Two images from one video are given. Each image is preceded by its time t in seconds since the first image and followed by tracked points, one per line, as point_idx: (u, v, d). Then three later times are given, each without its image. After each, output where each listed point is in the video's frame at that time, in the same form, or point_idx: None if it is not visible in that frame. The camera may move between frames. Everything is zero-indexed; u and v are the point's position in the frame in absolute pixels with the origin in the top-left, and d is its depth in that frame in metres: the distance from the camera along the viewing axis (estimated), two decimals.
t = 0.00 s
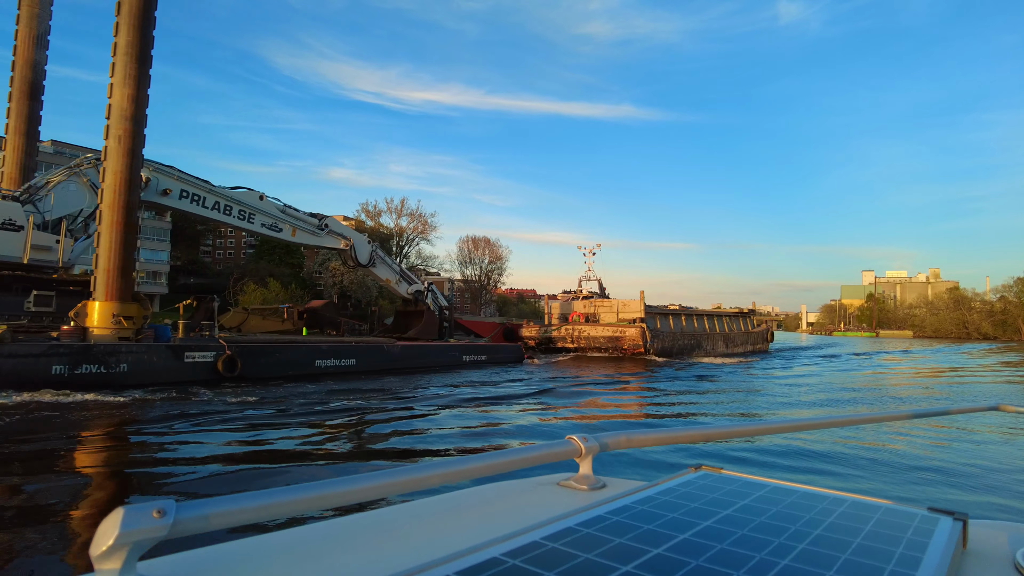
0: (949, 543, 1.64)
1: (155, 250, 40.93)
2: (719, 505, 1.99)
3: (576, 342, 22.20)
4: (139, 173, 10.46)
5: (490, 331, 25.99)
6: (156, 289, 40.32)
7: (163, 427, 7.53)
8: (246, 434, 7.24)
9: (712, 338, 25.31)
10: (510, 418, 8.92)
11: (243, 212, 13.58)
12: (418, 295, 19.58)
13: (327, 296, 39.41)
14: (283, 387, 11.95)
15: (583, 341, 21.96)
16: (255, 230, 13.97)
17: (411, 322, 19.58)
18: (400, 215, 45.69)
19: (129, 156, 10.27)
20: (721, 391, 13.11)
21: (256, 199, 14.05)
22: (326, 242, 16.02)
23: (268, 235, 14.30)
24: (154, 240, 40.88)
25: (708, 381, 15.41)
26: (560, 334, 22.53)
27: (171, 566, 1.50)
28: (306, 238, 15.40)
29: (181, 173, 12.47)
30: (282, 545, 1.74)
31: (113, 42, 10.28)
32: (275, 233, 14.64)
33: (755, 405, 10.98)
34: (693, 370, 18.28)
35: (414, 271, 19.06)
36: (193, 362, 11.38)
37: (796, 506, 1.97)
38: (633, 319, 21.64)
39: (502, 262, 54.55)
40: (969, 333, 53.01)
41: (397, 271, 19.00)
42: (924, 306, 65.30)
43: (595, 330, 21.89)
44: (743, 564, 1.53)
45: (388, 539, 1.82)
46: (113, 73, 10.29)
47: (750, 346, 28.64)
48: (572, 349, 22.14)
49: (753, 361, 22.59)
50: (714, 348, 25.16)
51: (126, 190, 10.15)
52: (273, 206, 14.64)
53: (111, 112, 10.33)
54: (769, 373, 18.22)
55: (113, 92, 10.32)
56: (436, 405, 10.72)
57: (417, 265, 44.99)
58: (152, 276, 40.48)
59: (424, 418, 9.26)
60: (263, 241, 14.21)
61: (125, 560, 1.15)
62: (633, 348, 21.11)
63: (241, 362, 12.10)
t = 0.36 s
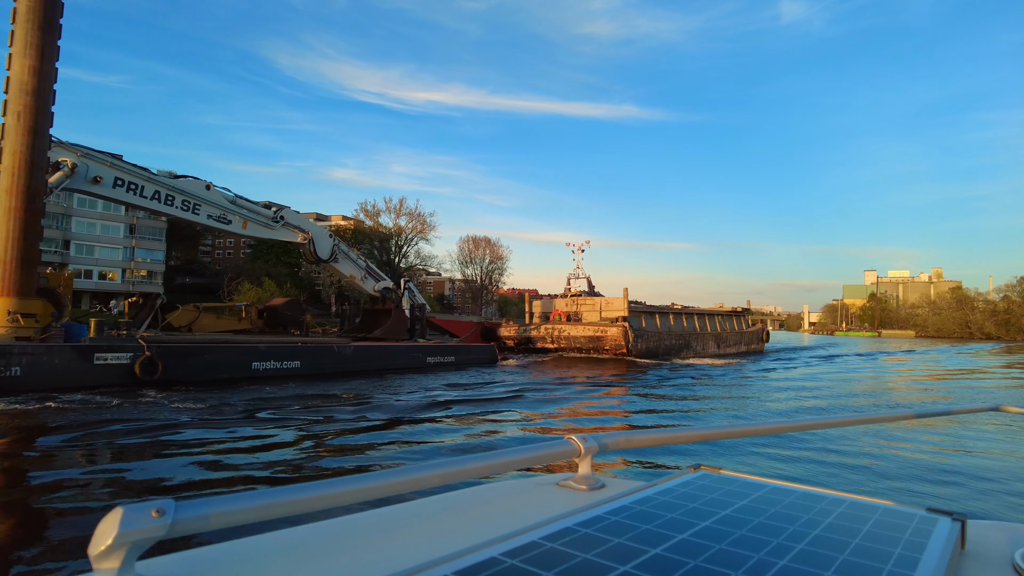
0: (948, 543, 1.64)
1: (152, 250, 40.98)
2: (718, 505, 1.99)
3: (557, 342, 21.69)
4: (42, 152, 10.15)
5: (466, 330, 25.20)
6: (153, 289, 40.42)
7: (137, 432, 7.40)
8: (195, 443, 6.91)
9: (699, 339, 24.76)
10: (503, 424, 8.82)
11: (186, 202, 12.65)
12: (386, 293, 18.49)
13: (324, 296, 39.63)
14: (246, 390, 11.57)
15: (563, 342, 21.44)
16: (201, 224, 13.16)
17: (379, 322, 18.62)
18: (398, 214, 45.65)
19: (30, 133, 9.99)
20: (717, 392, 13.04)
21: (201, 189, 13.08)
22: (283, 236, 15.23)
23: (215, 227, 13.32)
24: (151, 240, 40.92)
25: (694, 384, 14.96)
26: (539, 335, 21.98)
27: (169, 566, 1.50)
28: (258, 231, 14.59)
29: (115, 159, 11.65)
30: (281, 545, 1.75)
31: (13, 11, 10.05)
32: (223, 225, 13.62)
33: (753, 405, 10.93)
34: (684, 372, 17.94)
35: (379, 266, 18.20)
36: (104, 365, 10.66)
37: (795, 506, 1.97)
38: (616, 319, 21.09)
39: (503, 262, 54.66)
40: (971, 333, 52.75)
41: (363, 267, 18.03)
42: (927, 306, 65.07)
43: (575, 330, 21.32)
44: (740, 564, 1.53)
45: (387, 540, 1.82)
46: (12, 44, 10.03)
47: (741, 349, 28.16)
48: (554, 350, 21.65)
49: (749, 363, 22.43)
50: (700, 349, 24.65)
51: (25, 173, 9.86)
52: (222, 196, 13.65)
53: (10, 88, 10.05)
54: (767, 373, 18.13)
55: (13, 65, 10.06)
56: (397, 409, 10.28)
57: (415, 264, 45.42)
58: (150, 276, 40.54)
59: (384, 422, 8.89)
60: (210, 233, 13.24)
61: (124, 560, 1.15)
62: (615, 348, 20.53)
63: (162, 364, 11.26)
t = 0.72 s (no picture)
0: (945, 540, 1.65)
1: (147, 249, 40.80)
2: (717, 503, 1.99)
3: (534, 342, 21.05)
4: None
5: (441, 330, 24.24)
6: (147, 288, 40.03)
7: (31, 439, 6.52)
8: (84, 453, 5.97)
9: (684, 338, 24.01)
10: (499, 418, 8.74)
11: (122, 192, 11.52)
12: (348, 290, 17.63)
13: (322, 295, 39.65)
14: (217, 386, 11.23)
15: (541, 342, 20.78)
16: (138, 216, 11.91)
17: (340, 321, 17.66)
18: (397, 214, 45.69)
19: None
20: (715, 391, 12.98)
21: (140, 179, 11.77)
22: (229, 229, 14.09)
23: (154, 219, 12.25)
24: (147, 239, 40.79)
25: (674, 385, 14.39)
26: (515, 334, 21.30)
27: (169, 564, 1.51)
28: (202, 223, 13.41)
29: (35, 142, 10.12)
30: (280, 544, 1.75)
31: None
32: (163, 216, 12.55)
33: (750, 404, 10.89)
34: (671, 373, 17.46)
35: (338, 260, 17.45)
36: None
37: (794, 503, 1.97)
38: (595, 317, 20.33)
39: (504, 262, 54.82)
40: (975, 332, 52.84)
41: (321, 261, 17.19)
42: (929, 306, 64.88)
43: (553, 330, 20.57)
44: (738, 561, 1.53)
45: (386, 537, 1.82)
46: None
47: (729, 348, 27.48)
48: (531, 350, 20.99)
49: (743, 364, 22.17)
50: (685, 349, 23.93)
51: None
52: (163, 184, 12.56)
53: None
54: (764, 373, 18.02)
55: None
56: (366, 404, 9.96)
57: (414, 264, 45.41)
58: (144, 276, 39.70)
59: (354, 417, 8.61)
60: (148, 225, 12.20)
61: (123, 559, 1.16)
62: (594, 349, 19.81)
63: (62, 368, 9.52)
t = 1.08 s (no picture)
0: (946, 540, 1.64)
1: (140, 249, 40.54)
2: (718, 502, 1.99)
3: (509, 344, 20.11)
4: None
5: (407, 331, 22.85)
6: (140, 288, 39.77)
7: None
8: None
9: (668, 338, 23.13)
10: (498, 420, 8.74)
11: (40, 178, 11.29)
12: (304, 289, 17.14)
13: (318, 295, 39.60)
14: (191, 393, 11.01)
15: (516, 343, 19.87)
16: (62, 204, 11.67)
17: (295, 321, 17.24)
18: (395, 213, 45.66)
19: None
20: (713, 391, 13.00)
21: (63, 166, 11.58)
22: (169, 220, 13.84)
23: (80, 208, 11.98)
24: (139, 239, 40.56)
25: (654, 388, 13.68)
26: (489, 336, 20.39)
27: (169, 565, 1.51)
28: (138, 214, 13.17)
29: None
30: (280, 544, 1.75)
31: None
32: (91, 206, 12.30)
33: (748, 406, 10.88)
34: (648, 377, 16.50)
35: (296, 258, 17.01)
36: None
37: (794, 502, 1.97)
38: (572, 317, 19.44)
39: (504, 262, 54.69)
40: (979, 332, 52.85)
41: (275, 258, 16.64)
42: (931, 306, 64.69)
43: (528, 331, 19.72)
44: (740, 561, 1.53)
45: (385, 537, 1.83)
46: None
47: (717, 350, 26.66)
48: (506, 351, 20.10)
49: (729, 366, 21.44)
50: (670, 352, 23.06)
51: None
52: (90, 173, 12.30)
53: None
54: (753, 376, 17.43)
55: None
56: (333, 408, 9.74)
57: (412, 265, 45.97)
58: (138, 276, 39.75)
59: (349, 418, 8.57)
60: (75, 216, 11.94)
61: (124, 559, 1.16)
62: (570, 351, 18.85)
63: None
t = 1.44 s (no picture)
0: (945, 540, 1.64)
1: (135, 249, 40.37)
2: (717, 502, 1.99)
3: (480, 345, 19.09)
4: None
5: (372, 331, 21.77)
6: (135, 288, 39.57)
7: None
8: None
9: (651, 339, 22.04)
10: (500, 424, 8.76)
11: None
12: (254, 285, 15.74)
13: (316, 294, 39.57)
14: (172, 397, 10.82)
15: (487, 343, 18.84)
16: None
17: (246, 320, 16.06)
18: (394, 213, 45.63)
19: None
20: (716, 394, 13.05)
21: None
22: (101, 211, 13.06)
23: None
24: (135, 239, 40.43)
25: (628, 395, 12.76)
26: (459, 335, 19.37)
27: (168, 564, 1.51)
28: (66, 204, 12.51)
29: None
30: (280, 544, 1.75)
31: None
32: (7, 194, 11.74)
33: (747, 408, 10.92)
34: (622, 381, 15.50)
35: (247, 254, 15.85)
36: None
37: (793, 503, 1.97)
38: (546, 317, 18.31)
39: (506, 262, 54.61)
40: (982, 332, 52.92)
41: (222, 252, 15.54)
42: (936, 306, 64.31)
43: (499, 331, 18.68)
44: (739, 561, 1.53)
45: (385, 536, 1.83)
46: None
47: (702, 353, 25.66)
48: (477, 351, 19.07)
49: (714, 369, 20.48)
50: (653, 354, 22.05)
51: None
52: (8, 160, 11.72)
53: None
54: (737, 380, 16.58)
55: None
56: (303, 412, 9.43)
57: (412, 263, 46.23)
58: (133, 276, 39.74)
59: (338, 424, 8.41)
60: None
61: (123, 559, 1.16)
62: (542, 352, 17.77)
63: None
